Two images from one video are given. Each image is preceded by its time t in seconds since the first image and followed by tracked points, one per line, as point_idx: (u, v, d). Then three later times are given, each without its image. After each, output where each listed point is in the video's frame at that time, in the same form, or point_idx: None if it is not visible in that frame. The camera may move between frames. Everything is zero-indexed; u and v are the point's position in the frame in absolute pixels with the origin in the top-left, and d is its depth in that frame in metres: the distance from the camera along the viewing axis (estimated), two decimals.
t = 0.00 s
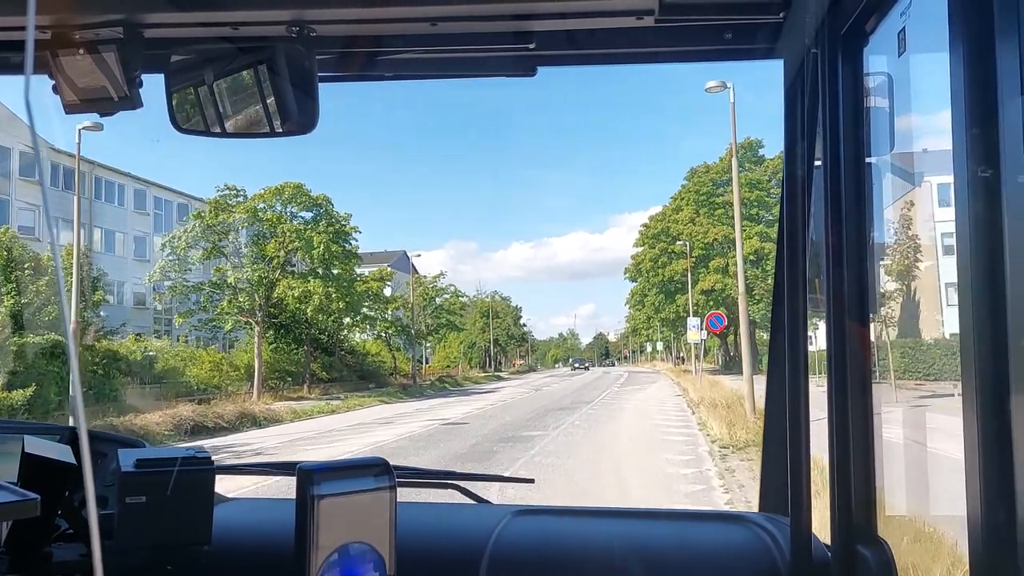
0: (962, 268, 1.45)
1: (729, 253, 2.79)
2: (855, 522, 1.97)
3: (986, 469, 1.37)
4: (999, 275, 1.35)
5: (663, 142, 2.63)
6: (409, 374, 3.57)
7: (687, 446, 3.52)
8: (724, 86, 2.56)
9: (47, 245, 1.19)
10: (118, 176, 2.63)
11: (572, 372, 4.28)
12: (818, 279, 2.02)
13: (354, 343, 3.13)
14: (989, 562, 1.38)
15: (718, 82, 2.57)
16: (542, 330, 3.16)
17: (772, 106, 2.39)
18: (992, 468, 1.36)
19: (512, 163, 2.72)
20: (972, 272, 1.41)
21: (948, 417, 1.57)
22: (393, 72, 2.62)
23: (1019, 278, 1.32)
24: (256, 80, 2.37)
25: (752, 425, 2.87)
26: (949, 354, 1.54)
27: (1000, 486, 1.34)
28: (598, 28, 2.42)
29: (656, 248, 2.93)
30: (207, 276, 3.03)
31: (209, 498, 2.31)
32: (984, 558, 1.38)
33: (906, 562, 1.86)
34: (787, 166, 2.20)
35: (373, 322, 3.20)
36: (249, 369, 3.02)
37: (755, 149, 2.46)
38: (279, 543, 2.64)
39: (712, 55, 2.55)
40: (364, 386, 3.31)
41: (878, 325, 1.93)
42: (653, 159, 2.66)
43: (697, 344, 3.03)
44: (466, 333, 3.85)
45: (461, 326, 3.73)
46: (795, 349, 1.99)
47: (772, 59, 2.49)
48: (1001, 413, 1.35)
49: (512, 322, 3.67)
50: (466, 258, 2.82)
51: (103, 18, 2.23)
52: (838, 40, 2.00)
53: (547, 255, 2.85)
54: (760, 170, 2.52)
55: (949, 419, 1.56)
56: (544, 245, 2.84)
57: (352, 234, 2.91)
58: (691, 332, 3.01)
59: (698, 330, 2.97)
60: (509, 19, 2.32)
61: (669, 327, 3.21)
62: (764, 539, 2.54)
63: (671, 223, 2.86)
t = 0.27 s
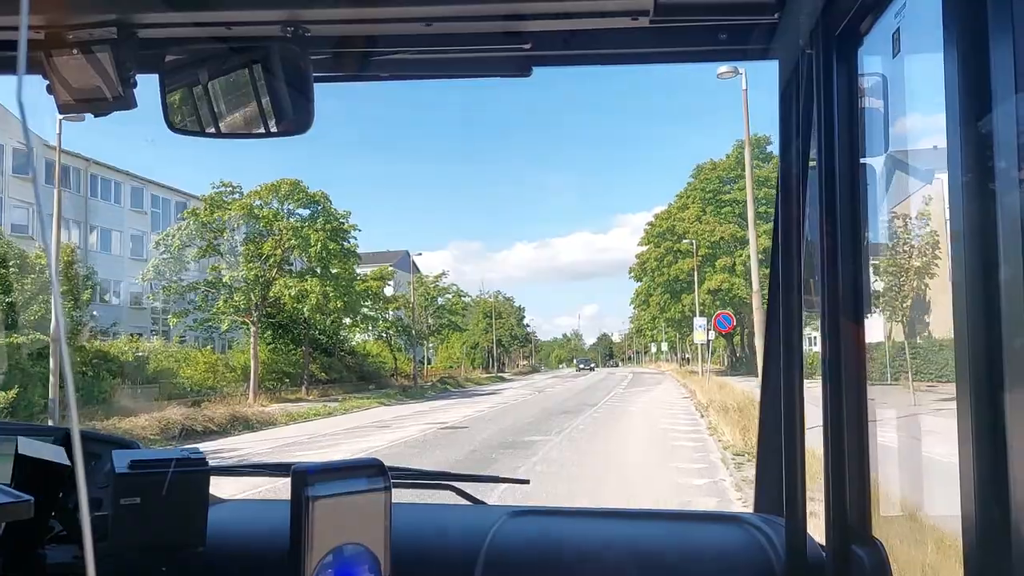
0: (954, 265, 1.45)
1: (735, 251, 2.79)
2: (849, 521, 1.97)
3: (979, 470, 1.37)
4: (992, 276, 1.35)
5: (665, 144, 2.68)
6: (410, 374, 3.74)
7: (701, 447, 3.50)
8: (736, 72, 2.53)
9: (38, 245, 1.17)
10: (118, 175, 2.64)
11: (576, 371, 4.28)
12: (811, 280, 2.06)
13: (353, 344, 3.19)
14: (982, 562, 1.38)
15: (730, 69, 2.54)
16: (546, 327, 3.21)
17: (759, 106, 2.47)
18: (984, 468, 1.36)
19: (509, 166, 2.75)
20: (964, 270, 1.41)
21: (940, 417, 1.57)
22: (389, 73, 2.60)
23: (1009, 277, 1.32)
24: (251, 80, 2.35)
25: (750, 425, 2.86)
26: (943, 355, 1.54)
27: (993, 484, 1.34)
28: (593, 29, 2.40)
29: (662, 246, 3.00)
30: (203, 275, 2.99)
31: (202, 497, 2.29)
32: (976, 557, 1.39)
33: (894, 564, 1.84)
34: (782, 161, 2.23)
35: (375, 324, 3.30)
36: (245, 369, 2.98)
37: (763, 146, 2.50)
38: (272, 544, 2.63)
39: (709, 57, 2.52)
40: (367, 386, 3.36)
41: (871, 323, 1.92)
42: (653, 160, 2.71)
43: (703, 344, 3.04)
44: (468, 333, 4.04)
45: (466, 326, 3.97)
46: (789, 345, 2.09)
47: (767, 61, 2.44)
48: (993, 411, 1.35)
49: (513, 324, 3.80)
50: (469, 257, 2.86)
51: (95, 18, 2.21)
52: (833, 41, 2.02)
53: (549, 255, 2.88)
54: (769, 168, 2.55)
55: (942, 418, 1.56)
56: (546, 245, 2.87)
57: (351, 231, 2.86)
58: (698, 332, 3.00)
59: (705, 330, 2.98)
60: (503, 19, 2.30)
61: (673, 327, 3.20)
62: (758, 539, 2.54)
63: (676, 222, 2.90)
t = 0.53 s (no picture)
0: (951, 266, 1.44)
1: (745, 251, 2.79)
2: (846, 522, 1.95)
3: (975, 470, 1.37)
4: (988, 277, 1.35)
5: (666, 143, 2.66)
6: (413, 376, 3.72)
7: (715, 453, 3.46)
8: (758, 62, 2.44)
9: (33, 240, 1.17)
10: (118, 173, 2.63)
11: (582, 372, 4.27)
12: (810, 279, 2.07)
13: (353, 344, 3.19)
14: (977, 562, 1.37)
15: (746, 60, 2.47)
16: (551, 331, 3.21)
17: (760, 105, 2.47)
18: (979, 468, 1.36)
19: (506, 167, 2.73)
20: (961, 270, 1.41)
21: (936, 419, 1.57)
22: (385, 74, 2.58)
23: (1004, 278, 1.31)
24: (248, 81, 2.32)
25: (749, 426, 2.85)
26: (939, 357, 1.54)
27: (988, 485, 1.34)
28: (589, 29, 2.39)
29: (670, 244, 2.97)
30: (200, 273, 2.97)
31: (198, 499, 2.29)
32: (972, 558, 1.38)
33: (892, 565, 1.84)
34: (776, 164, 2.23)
35: (377, 324, 3.30)
36: (242, 370, 3.06)
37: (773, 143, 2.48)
38: (269, 545, 2.62)
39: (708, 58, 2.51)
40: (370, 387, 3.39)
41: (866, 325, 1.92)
42: (653, 160, 2.69)
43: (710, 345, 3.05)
44: (473, 333, 4.06)
45: (468, 327, 3.99)
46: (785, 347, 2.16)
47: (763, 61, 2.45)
48: (988, 411, 1.34)
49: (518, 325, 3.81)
50: (474, 257, 2.87)
51: (93, 18, 2.21)
52: (829, 43, 2.01)
53: (556, 255, 2.93)
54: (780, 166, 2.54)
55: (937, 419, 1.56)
56: (553, 245, 2.92)
57: (350, 229, 2.86)
58: (705, 333, 3.03)
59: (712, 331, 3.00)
60: (500, 19, 2.30)
61: (681, 327, 3.22)
62: (755, 540, 2.53)
63: (685, 220, 2.88)
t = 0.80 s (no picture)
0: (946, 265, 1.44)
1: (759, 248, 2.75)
2: (842, 525, 1.96)
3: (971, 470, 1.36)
4: (983, 277, 1.34)
5: (663, 143, 2.64)
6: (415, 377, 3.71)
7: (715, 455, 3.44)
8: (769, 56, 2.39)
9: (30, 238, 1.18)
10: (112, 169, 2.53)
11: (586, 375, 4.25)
12: (804, 280, 2.07)
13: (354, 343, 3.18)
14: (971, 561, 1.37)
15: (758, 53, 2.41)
16: (558, 333, 3.20)
17: (759, 103, 2.41)
18: (975, 468, 1.35)
19: (506, 167, 2.71)
20: (956, 268, 1.40)
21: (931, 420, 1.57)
22: (383, 74, 2.59)
23: (999, 278, 1.31)
24: (243, 81, 2.33)
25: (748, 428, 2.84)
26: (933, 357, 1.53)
27: (983, 487, 1.34)
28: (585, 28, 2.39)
29: (677, 241, 2.88)
30: (194, 273, 2.90)
31: (194, 501, 2.27)
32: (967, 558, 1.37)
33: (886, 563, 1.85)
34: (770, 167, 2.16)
35: (379, 324, 3.29)
36: (239, 369, 2.98)
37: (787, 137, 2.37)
38: (264, 546, 2.61)
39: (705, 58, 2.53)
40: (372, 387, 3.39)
41: (864, 331, 1.92)
42: (653, 160, 2.67)
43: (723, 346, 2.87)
44: (477, 333, 4.02)
45: (473, 327, 3.95)
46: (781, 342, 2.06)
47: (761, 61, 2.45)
48: (984, 409, 1.34)
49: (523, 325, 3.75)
50: (479, 258, 2.84)
51: (87, 18, 2.20)
52: (825, 44, 2.00)
53: (562, 256, 2.91)
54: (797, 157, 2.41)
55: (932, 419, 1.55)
56: (558, 246, 2.90)
57: (350, 225, 2.84)
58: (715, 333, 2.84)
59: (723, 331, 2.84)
60: (496, 20, 2.30)
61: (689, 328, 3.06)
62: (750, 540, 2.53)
63: (693, 218, 2.81)
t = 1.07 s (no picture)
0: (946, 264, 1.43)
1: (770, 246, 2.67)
2: (842, 524, 1.96)
3: (968, 469, 1.36)
4: (982, 275, 1.34)
5: (662, 144, 2.66)
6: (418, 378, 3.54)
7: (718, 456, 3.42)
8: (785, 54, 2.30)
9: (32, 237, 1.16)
10: (111, 165, 2.54)
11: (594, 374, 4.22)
12: (804, 280, 2.06)
13: (356, 344, 3.11)
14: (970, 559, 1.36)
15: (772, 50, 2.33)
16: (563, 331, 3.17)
17: (759, 103, 2.45)
18: (976, 467, 1.34)
19: (508, 167, 2.72)
20: (956, 266, 1.39)
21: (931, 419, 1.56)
22: (382, 75, 2.55)
23: (999, 278, 1.30)
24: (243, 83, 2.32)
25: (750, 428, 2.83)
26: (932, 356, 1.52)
27: (983, 487, 1.33)
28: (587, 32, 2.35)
29: (685, 240, 2.84)
30: (188, 271, 2.94)
31: (193, 501, 2.26)
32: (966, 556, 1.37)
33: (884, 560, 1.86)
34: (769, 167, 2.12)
35: (379, 324, 3.18)
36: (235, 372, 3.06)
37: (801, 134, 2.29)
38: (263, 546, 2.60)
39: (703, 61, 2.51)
40: (372, 389, 3.35)
41: (863, 333, 1.92)
42: (653, 160, 2.68)
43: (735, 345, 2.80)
44: (483, 334, 3.95)
45: (479, 327, 3.81)
46: (779, 343, 2.05)
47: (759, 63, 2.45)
48: (982, 407, 1.33)
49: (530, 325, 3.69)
50: (487, 260, 2.84)
51: (84, 20, 2.17)
52: (824, 44, 1.99)
53: (570, 257, 2.91)
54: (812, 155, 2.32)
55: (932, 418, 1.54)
56: (566, 246, 2.90)
57: (348, 221, 2.84)
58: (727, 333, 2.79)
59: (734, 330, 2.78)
60: (497, 22, 2.26)
61: (700, 326, 3.04)
62: (750, 540, 2.52)
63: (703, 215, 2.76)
